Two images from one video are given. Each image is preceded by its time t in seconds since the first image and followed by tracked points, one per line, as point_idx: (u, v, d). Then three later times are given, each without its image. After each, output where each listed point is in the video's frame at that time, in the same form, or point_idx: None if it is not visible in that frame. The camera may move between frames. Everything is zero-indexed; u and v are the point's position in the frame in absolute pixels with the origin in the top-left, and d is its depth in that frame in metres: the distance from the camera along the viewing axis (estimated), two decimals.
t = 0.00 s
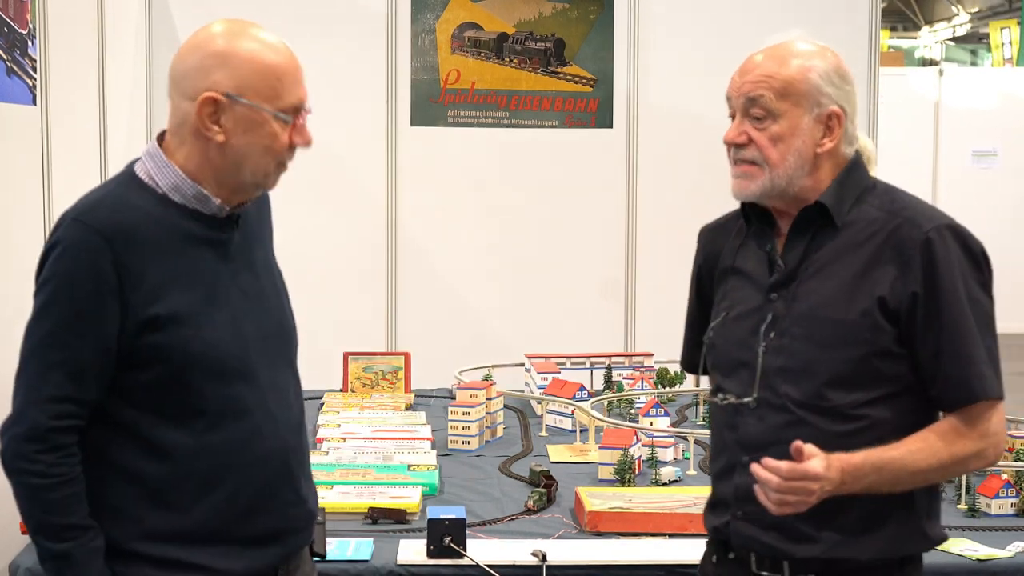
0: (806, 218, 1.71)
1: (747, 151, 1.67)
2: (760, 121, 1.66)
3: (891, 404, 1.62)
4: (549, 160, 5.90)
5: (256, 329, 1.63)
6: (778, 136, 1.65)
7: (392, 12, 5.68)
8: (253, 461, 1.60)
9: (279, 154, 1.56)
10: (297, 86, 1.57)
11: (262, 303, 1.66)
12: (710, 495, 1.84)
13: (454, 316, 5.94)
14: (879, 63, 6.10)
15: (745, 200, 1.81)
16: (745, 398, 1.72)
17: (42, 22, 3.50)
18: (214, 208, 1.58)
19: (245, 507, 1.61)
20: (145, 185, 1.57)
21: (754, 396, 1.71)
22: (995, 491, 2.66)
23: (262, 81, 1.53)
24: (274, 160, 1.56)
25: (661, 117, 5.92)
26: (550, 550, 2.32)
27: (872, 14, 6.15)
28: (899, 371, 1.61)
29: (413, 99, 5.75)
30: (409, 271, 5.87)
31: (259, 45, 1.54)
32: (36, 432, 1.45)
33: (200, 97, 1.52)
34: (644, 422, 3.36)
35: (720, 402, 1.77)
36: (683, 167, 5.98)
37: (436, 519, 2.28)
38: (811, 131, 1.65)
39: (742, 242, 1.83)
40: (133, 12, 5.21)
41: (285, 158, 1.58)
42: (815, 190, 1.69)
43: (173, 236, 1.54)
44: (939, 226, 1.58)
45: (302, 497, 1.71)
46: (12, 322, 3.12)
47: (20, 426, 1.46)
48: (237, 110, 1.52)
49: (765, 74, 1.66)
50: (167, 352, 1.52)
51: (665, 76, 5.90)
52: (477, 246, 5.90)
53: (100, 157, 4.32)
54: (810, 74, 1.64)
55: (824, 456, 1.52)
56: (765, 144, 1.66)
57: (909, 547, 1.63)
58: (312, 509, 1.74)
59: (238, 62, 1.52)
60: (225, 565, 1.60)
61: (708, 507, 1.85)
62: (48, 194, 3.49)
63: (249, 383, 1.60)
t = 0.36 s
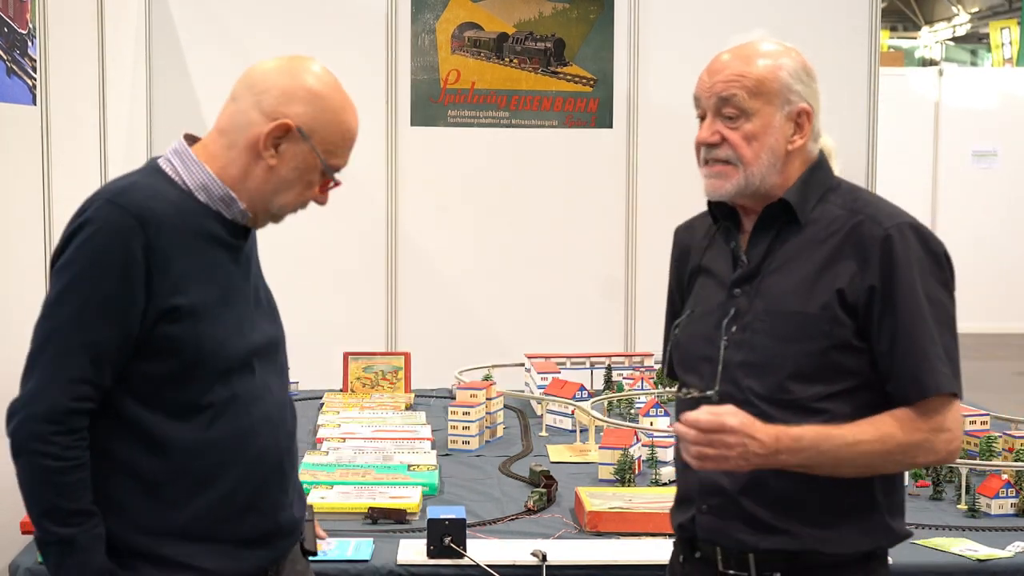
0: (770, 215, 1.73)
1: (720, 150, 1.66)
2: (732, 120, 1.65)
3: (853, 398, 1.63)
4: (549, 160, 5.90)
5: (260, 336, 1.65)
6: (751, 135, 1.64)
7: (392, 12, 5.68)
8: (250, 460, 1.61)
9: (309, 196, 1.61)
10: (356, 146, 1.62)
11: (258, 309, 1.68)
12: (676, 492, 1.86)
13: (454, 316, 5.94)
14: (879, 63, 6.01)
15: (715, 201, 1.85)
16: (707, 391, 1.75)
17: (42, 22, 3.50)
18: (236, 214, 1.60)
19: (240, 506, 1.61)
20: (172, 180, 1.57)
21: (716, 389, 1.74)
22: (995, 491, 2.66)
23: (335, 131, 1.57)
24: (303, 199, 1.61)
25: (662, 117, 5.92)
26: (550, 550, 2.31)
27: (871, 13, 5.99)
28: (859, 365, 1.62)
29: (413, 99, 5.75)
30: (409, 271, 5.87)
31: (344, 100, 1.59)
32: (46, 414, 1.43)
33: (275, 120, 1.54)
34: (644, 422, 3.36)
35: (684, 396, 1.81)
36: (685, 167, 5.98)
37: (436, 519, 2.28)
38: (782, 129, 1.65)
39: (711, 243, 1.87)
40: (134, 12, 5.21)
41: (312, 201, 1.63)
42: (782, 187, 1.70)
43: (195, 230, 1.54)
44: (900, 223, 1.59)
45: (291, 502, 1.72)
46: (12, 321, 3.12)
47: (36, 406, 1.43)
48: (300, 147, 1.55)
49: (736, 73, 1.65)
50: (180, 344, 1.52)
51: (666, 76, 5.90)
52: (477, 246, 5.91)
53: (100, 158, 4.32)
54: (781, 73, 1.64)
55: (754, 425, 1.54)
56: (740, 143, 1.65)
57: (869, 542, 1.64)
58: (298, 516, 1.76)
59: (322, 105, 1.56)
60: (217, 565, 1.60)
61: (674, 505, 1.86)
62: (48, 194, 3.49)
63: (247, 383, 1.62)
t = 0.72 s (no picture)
0: (741, 215, 1.75)
1: (693, 154, 1.68)
2: (703, 124, 1.67)
3: (831, 391, 1.65)
4: (548, 160, 5.89)
5: (263, 339, 1.66)
6: (723, 138, 1.66)
7: (392, 13, 5.68)
8: (251, 460, 1.62)
9: (317, 205, 1.63)
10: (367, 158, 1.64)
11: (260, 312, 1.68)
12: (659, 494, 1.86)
13: (455, 317, 5.94)
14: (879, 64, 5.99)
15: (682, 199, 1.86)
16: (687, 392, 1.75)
17: (42, 22, 3.50)
18: (245, 217, 1.60)
19: (241, 507, 1.62)
20: (182, 178, 1.57)
21: (695, 389, 1.74)
22: (996, 491, 2.66)
23: (348, 141, 1.59)
24: (312, 207, 1.62)
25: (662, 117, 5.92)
26: (550, 550, 2.31)
27: (872, 13, 5.97)
28: (833, 359, 1.64)
29: (413, 99, 5.74)
30: (409, 271, 5.87)
31: (358, 114, 1.61)
32: (51, 409, 1.41)
33: (291, 128, 1.55)
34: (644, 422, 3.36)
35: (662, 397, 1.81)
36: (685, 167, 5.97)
37: (436, 519, 2.28)
38: (752, 130, 1.68)
39: (684, 247, 1.88)
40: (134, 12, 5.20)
41: (320, 210, 1.64)
42: (752, 187, 1.72)
43: (208, 229, 1.55)
44: (868, 216, 1.62)
45: (286, 504, 1.72)
46: (12, 321, 3.12)
47: (44, 400, 1.42)
48: (313, 154, 1.57)
49: (704, 77, 1.67)
50: (189, 342, 1.52)
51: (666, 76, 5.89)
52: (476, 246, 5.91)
53: (100, 158, 4.31)
54: (747, 75, 1.67)
55: (720, 423, 1.55)
56: (711, 146, 1.67)
57: (853, 532, 1.65)
58: (293, 518, 1.76)
59: (336, 114, 1.58)
60: (215, 565, 1.60)
61: (656, 506, 1.86)
62: (48, 193, 3.49)
63: (249, 384, 1.62)
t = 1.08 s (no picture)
0: (740, 217, 1.75)
1: (690, 155, 1.67)
2: (699, 125, 1.67)
3: (837, 389, 1.67)
4: (548, 160, 5.89)
5: (263, 340, 1.66)
6: (720, 138, 1.66)
7: (392, 12, 5.68)
8: (251, 461, 1.62)
9: (319, 209, 1.63)
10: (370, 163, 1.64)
11: (260, 313, 1.68)
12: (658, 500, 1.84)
13: (456, 317, 5.94)
14: (879, 64, 5.99)
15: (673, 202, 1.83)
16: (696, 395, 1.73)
17: (42, 22, 3.50)
18: (248, 219, 1.60)
19: (241, 507, 1.61)
20: (184, 178, 1.57)
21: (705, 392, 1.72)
22: (996, 491, 2.66)
23: (351, 145, 1.59)
24: (313, 210, 1.62)
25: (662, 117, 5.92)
26: (550, 550, 2.31)
27: (871, 13, 5.96)
28: (840, 356, 1.66)
29: (413, 99, 5.74)
30: (409, 271, 5.87)
31: (362, 119, 1.61)
32: (50, 410, 1.41)
33: (295, 132, 1.55)
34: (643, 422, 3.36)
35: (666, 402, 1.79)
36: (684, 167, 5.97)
37: (436, 519, 2.27)
38: (747, 130, 1.69)
39: (677, 250, 1.86)
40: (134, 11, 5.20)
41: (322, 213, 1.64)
42: (749, 188, 1.72)
43: (209, 231, 1.55)
44: (869, 214, 1.65)
45: (286, 505, 1.71)
46: (12, 321, 3.12)
47: (44, 401, 1.41)
48: (316, 157, 1.57)
49: (699, 79, 1.67)
50: (189, 343, 1.52)
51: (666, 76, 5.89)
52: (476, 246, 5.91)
53: (100, 158, 4.31)
54: (740, 75, 1.67)
55: (729, 417, 1.58)
56: (709, 147, 1.66)
57: (861, 530, 1.66)
58: (293, 519, 1.75)
59: (339, 117, 1.58)
60: (214, 566, 1.59)
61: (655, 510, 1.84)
62: (48, 193, 3.49)
63: (248, 385, 1.62)
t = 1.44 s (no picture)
0: (757, 217, 1.75)
1: (708, 153, 1.67)
2: (718, 123, 1.67)
3: (857, 388, 1.67)
4: (549, 160, 5.89)
5: (268, 342, 1.66)
6: (739, 137, 1.67)
7: (392, 12, 5.67)
8: (255, 465, 1.61)
9: (329, 169, 1.62)
10: (347, 102, 1.62)
11: (266, 314, 1.68)
12: (666, 501, 1.82)
13: (458, 317, 5.94)
14: (879, 65, 5.99)
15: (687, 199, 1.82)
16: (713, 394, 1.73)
17: (42, 22, 3.50)
18: (248, 218, 1.60)
19: (245, 510, 1.61)
20: (186, 182, 1.56)
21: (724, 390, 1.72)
22: (996, 491, 2.66)
23: (320, 94, 1.57)
24: (322, 174, 1.61)
25: (661, 117, 5.92)
26: (550, 550, 2.31)
27: (871, 13, 5.96)
28: (861, 355, 1.66)
29: (413, 99, 5.74)
30: (409, 271, 5.88)
31: (315, 65, 1.59)
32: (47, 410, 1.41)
33: (256, 109, 1.54)
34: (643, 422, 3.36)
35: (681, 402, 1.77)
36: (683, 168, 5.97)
37: (436, 519, 2.27)
38: (765, 129, 1.69)
39: (686, 248, 1.84)
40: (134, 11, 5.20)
41: (333, 173, 1.63)
42: (766, 188, 1.73)
43: (210, 232, 1.55)
44: (887, 213, 1.67)
45: (291, 508, 1.70)
46: (13, 321, 3.12)
47: (42, 403, 1.41)
48: (293, 121, 1.55)
49: (718, 77, 1.67)
50: (191, 345, 1.52)
51: (665, 77, 5.89)
52: (477, 246, 5.90)
53: (99, 158, 4.31)
54: (759, 75, 1.68)
55: (766, 418, 1.58)
56: (728, 145, 1.67)
57: (874, 529, 1.67)
58: (298, 523, 1.74)
59: (293, 76, 1.56)
60: (218, 568, 1.58)
61: (663, 512, 1.82)
62: (48, 193, 3.49)
63: (254, 387, 1.62)
